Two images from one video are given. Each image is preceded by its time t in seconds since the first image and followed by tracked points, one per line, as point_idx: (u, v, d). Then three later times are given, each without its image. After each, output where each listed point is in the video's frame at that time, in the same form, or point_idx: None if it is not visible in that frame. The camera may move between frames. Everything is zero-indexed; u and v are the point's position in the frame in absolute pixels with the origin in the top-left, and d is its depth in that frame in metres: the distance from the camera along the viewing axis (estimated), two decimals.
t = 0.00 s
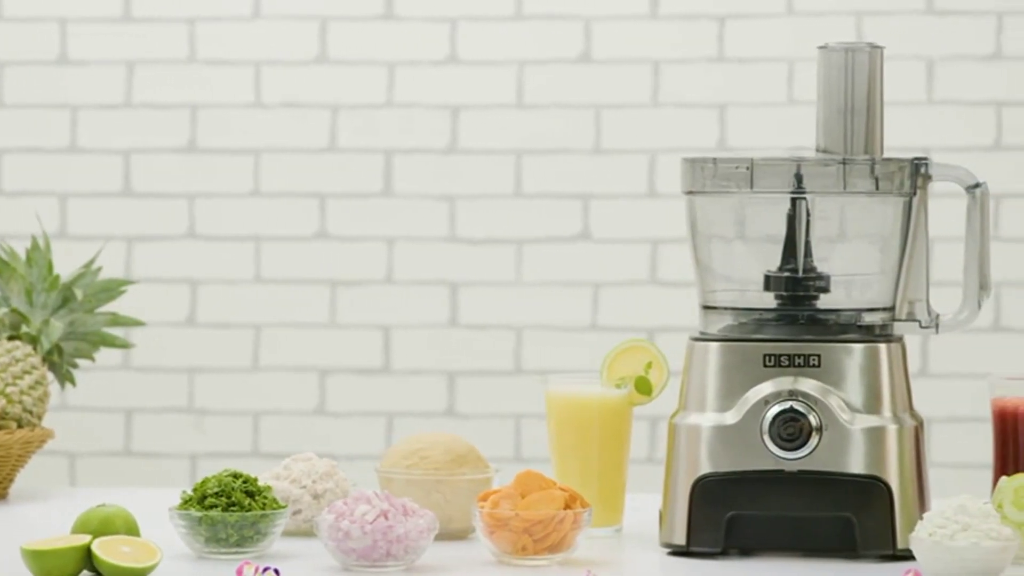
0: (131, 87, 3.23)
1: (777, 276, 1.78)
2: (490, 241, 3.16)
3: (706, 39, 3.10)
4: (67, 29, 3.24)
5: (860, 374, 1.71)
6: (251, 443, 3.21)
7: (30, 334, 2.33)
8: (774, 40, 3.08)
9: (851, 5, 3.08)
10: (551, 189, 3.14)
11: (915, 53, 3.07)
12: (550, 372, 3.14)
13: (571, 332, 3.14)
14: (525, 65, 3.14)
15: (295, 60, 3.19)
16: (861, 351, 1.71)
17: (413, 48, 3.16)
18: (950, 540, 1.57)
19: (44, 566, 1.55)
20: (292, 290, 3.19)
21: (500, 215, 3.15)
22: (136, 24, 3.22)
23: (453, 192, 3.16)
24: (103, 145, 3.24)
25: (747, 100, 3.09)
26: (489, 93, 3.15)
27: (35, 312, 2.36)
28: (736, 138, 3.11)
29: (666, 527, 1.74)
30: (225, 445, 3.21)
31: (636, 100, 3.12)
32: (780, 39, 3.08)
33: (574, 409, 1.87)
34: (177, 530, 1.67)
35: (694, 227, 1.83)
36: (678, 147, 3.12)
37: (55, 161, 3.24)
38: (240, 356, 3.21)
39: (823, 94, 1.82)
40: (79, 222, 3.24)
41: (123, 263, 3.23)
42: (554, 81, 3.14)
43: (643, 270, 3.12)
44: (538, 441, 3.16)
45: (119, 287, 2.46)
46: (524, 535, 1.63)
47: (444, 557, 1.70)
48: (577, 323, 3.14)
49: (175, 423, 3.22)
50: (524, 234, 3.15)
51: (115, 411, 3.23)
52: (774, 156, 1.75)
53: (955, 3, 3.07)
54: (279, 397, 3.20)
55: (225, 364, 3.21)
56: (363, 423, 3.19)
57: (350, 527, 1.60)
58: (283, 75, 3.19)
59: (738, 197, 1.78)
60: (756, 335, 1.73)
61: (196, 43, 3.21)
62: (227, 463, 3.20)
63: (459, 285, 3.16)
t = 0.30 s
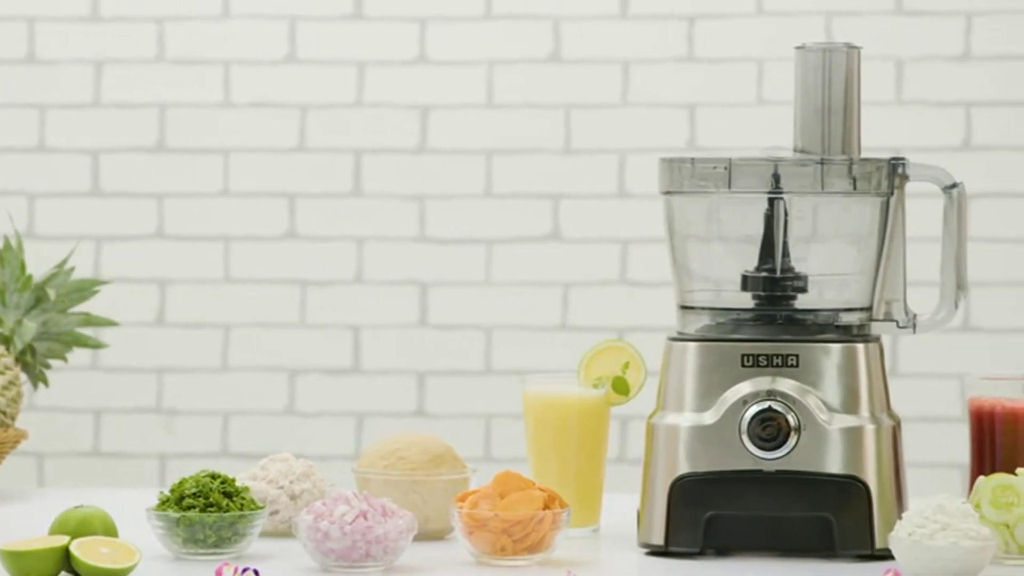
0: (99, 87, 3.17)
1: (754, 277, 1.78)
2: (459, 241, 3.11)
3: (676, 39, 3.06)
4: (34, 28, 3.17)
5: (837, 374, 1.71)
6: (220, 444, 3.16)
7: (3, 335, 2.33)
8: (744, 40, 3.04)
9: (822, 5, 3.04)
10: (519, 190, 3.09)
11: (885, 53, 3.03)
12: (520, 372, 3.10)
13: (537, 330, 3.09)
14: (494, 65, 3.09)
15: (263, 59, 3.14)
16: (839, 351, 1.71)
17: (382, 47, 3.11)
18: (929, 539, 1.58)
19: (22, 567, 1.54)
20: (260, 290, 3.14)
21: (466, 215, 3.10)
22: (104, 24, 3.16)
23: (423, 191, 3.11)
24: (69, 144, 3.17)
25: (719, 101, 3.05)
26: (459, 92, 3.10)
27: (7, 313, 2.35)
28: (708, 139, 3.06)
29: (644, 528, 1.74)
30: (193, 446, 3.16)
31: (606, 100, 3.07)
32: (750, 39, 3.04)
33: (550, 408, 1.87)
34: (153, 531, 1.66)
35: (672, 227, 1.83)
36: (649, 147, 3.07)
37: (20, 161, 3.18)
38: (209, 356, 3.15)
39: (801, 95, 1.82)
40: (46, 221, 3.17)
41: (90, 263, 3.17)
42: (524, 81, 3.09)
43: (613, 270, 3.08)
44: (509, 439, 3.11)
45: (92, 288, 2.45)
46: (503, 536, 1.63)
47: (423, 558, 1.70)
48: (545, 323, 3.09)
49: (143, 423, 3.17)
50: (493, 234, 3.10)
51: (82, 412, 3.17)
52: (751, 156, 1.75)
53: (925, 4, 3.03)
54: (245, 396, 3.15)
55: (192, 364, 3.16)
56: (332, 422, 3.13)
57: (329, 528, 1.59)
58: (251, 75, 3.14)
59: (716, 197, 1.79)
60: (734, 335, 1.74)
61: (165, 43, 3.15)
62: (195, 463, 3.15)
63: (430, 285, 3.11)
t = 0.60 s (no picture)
0: (76, 87, 3.16)
1: (741, 277, 1.77)
2: (437, 241, 3.10)
3: (655, 39, 3.06)
4: (11, 27, 3.16)
5: (824, 373, 1.71)
6: (198, 444, 3.15)
7: None
8: (722, 40, 3.04)
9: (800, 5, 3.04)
10: (497, 189, 3.09)
11: (863, 54, 3.04)
12: (498, 372, 3.10)
13: (517, 331, 3.09)
14: (472, 65, 3.09)
15: (241, 59, 3.13)
16: (825, 350, 1.72)
17: (360, 46, 3.10)
18: (918, 539, 1.58)
19: (10, 568, 1.54)
20: (239, 290, 3.13)
21: (443, 214, 3.10)
22: (80, 23, 3.15)
23: (402, 191, 3.11)
24: (45, 144, 3.16)
25: (698, 100, 3.05)
26: (437, 92, 3.09)
27: None
28: (686, 139, 3.07)
29: (631, 528, 1.73)
30: (171, 446, 3.15)
31: (585, 100, 3.07)
32: (728, 39, 3.04)
33: (536, 408, 1.87)
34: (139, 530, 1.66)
35: (658, 227, 1.83)
36: (628, 147, 3.07)
37: None
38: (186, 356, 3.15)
39: (787, 95, 1.82)
40: (22, 221, 3.16)
41: (67, 262, 3.16)
42: (502, 80, 3.08)
43: (591, 270, 3.08)
44: (487, 437, 3.11)
45: (74, 288, 2.45)
46: (491, 536, 1.63)
47: (410, 558, 1.69)
48: (524, 322, 3.09)
49: (120, 423, 3.16)
50: (470, 234, 3.10)
51: (58, 412, 3.16)
52: (737, 156, 1.75)
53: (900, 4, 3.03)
54: (222, 396, 3.14)
55: (170, 363, 3.15)
56: (310, 422, 3.13)
57: (317, 528, 1.59)
58: (229, 75, 3.13)
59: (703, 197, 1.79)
60: (721, 335, 1.74)
61: (142, 42, 3.15)
62: (172, 464, 3.14)
63: (407, 285, 3.11)
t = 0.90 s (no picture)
0: (50, 85, 3.16)
1: (727, 275, 1.78)
2: (412, 239, 3.11)
3: (631, 37, 3.07)
4: None
5: (811, 372, 1.72)
6: (173, 442, 3.15)
7: None
8: (696, 38, 3.06)
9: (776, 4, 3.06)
10: (473, 188, 3.10)
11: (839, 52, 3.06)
12: (474, 371, 3.11)
13: (495, 330, 3.11)
14: (448, 63, 3.10)
15: (217, 56, 3.13)
16: (812, 348, 1.72)
17: (336, 45, 3.11)
18: (906, 537, 1.58)
19: None
20: (216, 289, 3.14)
21: (419, 213, 3.11)
22: (54, 21, 3.15)
23: (378, 189, 3.11)
24: (19, 142, 3.16)
25: (673, 99, 3.07)
26: (413, 90, 3.10)
27: None
28: (662, 138, 3.09)
29: (618, 527, 1.74)
30: (146, 445, 3.15)
31: (562, 98, 3.09)
32: (701, 37, 3.06)
33: (522, 406, 1.87)
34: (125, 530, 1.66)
35: (644, 225, 1.83)
36: (604, 144, 3.09)
37: None
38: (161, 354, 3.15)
39: (773, 93, 1.83)
40: None
41: (41, 261, 3.16)
42: (478, 78, 3.10)
43: (567, 268, 3.09)
44: (464, 433, 3.11)
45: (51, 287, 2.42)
46: (479, 535, 1.63)
47: (398, 557, 1.69)
48: (500, 321, 3.11)
49: (97, 422, 3.15)
50: (446, 232, 3.11)
51: (33, 411, 3.15)
52: (724, 156, 1.76)
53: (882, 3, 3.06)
54: (198, 395, 3.14)
55: (146, 362, 3.15)
56: (286, 420, 3.13)
57: (305, 528, 1.59)
58: (205, 73, 3.13)
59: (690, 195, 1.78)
60: (707, 334, 1.74)
61: (117, 40, 3.14)
62: (147, 463, 3.14)
63: (383, 284, 3.12)
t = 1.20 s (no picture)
0: (27, 81, 3.20)
1: (714, 273, 1.78)
2: (389, 237, 3.16)
3: (609, 34, 3.12)
4: None
5: (799, 369, 1.72)
6: (150, 440, 3.19)
7: None
8: (673, 34, 3.11)
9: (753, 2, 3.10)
10: (450, 185, 3.15)
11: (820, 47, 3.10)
12: (452, 368, 3.15)
13: (470, 327, 3.15)
14: (426, 60, 3.14)
15: (196, 53, 3.17)
16: (800, 345, 1.72)
17: (315, 42, 3.15)
18: (895, 534, 1.58)
19: None
20: (192, 287, 3.18)
21: (398, 210, 3.15)
22: (32, 17, 3.19)
23: (355, 186, 3.16)
24: None
25: (649, 96, 3.12)
26: (391, 87, 3.15)
27: None
28: (640, 135, 3.13)
29: (606, 524, 1.74)
30: (122, 443, 3.19)
31: (540, 95, 3.13)
32: (677, 33, 3.10)
33: (510, 403, 1.87)
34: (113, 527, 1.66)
35: (631, 222, 1.83)
36: (581, 141, 3.13)
37: None
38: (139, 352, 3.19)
39: (761, 91, 1.83)
40: None
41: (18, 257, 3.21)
42: (455, 75, 3.14)
43: (545, 266, 3.13)
44: (442, 429, 3.15)
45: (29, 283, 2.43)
46: (467, 533, 1.63)
47: (385, 554, 1.70)
48: (477, 319, 3.15)
49: (74, 420, 3.20)
50: (424, 231, 3.15)
51: (10, 409, 3.20)
52: (712, 152, 1.76)
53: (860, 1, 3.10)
54: (177, 393, 3.18)
55: (124, 359, 3.19)
56: (264, 419, 3.17)
57: (294, 526, 1.59)
58: (183, 70, 3.17)
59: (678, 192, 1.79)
60: (695, 331, 1.74)
61: (94, 37, 3.19)
62: (126, 460, 3.18)
63: (361, 280, 3.16)
